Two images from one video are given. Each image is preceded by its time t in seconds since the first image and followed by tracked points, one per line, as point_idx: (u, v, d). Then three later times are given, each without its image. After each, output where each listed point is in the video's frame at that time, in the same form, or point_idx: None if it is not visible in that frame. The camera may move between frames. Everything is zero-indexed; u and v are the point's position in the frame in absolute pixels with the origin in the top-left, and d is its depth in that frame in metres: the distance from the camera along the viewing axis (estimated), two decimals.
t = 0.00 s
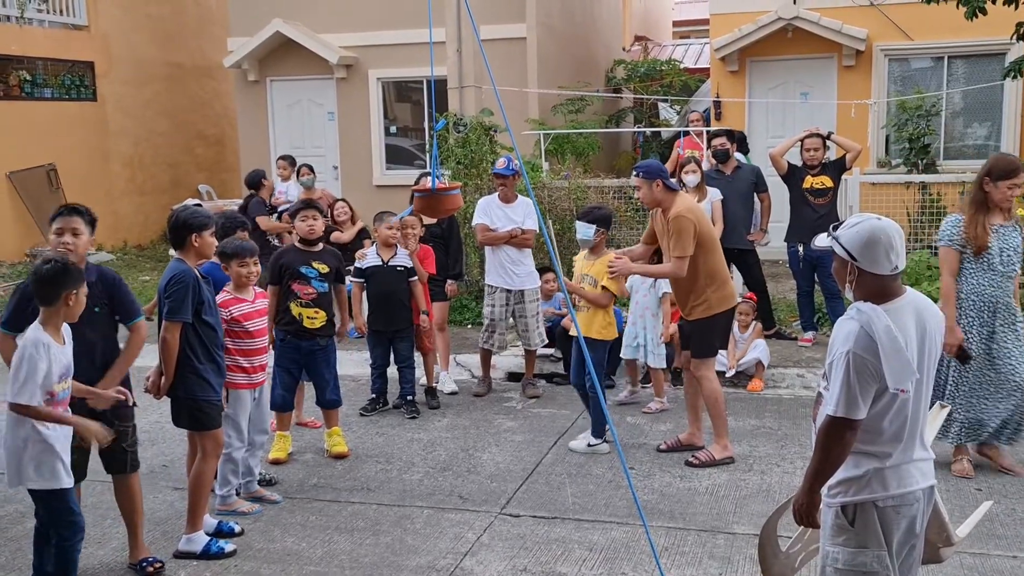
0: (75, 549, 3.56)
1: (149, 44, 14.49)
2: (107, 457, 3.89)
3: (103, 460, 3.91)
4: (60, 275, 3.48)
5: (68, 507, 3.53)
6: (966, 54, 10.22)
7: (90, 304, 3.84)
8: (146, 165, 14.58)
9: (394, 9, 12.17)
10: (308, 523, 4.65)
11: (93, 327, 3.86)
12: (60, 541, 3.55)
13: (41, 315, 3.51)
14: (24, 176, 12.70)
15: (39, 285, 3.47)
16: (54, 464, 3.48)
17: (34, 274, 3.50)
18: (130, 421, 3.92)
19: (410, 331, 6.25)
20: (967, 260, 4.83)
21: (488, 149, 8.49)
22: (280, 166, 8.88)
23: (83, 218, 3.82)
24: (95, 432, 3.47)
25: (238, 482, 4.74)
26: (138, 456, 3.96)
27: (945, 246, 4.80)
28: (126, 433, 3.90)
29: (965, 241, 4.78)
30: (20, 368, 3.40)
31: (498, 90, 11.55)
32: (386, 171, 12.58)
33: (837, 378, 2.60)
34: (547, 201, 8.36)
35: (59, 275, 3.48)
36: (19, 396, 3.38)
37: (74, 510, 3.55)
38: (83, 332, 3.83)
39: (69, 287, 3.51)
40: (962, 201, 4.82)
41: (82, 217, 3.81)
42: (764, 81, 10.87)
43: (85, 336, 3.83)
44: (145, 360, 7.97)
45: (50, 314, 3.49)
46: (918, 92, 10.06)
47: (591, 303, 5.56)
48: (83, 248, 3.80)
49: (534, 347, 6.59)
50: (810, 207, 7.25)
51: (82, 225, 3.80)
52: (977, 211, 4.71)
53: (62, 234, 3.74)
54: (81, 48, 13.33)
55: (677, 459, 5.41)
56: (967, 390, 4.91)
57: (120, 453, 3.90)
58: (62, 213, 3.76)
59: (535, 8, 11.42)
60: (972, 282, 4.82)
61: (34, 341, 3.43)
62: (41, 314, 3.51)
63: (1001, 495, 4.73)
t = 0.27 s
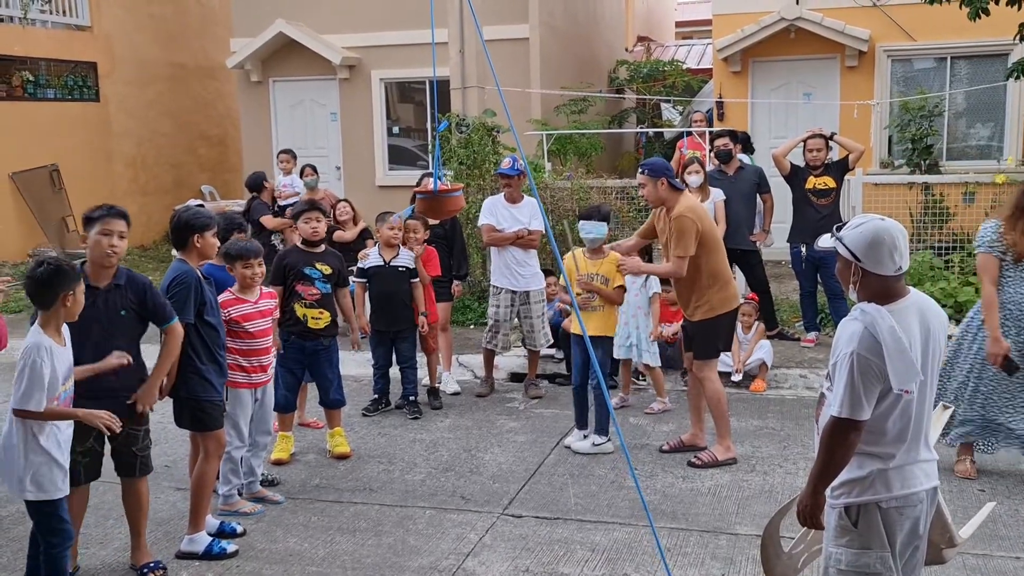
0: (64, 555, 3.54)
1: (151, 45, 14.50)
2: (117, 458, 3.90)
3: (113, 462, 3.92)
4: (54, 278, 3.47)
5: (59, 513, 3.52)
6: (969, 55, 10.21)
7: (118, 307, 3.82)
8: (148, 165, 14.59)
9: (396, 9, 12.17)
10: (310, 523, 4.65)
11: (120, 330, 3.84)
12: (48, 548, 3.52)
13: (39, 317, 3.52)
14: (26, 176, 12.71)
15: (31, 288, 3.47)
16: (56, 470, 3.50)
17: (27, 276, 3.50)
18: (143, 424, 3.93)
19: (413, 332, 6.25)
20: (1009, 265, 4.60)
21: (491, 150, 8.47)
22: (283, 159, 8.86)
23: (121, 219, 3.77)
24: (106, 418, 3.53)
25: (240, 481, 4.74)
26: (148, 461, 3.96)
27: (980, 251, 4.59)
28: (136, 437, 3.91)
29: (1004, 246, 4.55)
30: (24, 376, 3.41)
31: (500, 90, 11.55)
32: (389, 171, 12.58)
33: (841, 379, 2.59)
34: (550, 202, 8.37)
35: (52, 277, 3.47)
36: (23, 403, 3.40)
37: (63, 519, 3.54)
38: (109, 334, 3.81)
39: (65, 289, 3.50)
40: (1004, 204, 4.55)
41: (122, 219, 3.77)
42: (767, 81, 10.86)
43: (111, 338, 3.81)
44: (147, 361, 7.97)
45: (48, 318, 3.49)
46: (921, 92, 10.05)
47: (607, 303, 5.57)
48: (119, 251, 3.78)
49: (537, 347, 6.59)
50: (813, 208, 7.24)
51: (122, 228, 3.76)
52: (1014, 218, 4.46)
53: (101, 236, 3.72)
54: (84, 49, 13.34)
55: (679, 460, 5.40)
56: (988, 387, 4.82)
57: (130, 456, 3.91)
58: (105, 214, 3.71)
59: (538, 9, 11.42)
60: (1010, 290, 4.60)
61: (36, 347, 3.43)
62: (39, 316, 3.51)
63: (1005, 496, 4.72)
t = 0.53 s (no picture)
0: (62, 556, 3.53)
1: (152, 46, 14.51)
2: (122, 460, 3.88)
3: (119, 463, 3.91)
4: (47, 277, 3.48)
5: (58, 514, 3.52)
6: (970, 55, 10.20)
7: (133, 308, 3.84)
8: (150, 166, 14.59)
9: (397, 10, 12.17)
10: (311, 524, 4.65)
11: (136, 332, 3.86)
12: (45, 550, 3.52)
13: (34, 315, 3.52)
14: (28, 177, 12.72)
15: (25, 288, 3.47)
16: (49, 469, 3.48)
17: (19, 275, 3.49)
18: (151, 427, 3.91)
19: (414, 332, 6.25)
20: None
21: (491, 151, 8.46)
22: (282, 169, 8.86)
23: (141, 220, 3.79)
24: (91, 429, 3.53)
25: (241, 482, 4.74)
26: (154, 463, 3.94)
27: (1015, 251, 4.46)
28: (143, 440, 3.89)
29: None
30: (19, 375, 3.40)
31: (502, 91, 11.55)
32: (390, 172, 12.58)
33: (843, 380, 2.59)
34: (551, 203, 8.35)
35: (44, 277, 3.48)
36: (16, 401, 3.38)
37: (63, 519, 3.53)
38: (124, 333, 3.83)
39: (58, 287, 3.52)
40: None
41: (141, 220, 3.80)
42: (768, 82, 10.86)
43: (126, 339, 3.83)
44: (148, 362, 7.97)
45: (45, 316, 3.49)
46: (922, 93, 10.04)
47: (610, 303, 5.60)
48: (139, 252, 3.80)
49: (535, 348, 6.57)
50: (814, 209, 7.24)
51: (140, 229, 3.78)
52: None
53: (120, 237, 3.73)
54: (85, 50, 13.35)
55: (680, 461, 5.40)
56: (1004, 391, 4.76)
57: (136, 459, 3.89)
58: (126, 215, 3.74)
59: (539, 10, 11.41)
60: None
61: (34, 346, 3.43)
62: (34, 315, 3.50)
63: (1006, 497, 4.72)
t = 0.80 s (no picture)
0: (61, 555, 3.53)
1: (150, 45, 14.50)
2: (126, 459, 3.87)
3: (123, 462, 3.89)
4: (39, 277, 3.49)
5: (58, 511, 3.51)
6: (968, 55, 10.20)
7: (140, 308, 3.84)
8: (148, 166, 14.58)
9: (395, 10, 12.17)
10: (309, 523, 4.65)
11: (142, 331, 3.86)
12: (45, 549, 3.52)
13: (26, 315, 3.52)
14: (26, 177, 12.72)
15: (18, 289, 3.48)
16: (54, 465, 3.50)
17: (11, 276, 3.50)
18: (155, 427, 3.89)
19: (413, 331, 6.25)
20: None
21: (489, 150, 8.45)
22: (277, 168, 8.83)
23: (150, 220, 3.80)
24: (106, 404, 3.53)
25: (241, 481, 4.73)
26: (158, 462, 3.93)
27: None
28: (147, 440, 3.88)
29: None
30: (19, 376, 3.39)
31: (499, 91, 11.55)
32: (388, 172, 12.57)
33: (840, 379, 2.59)
34: (549, 202, 8.36)
35: (36, 277, 3.49)
36: (21, 401, 3.39)
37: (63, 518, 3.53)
38: (131, 333, 3.82)
39: (50, 287, 3.53)
40: None
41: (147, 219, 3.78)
42: (765, 81, 10.86)
43: (133, 338, 3.83)
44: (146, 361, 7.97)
45: (37, 316, 3.49)
46: (920, 92, 10.04)
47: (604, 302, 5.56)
48: (148, 250, 3.80)
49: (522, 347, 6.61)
50: (811, 207, 7.24)
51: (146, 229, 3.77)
52: None
53: (127, 237, 3.72)
54: (83, 49, 13.33)
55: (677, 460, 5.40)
56: None
57: (139, 458, 3.88)
58: (129, 214, 3.71)
59: (536, 9, 11.40)
60: None
61: (29, 346, 3.42)
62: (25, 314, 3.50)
63: (1004, 496, 4.72)
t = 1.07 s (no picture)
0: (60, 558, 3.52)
1: (152, 46, 14.51)
2: (129, 460, 3.89)
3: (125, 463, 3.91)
4: (41, 278, 3.49)
5: (61, 508, 3.52)
6: (969, 56, 10.20)
7: (144, 310, 3.83)
8: (149, 167, 14.59)
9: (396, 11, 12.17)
10: (309, 525, 4.65)
11: (145, 332, 3.84)
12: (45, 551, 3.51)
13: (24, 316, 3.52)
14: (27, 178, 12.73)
15: (18, 291, 3.48)
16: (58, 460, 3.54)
17: (12, 278, 3.51)
18: (158, 428, 3.92)
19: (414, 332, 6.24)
20: None
21: (490, 151, 8.45)
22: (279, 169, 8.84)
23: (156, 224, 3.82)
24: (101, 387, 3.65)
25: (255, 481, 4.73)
26: (161, 463, 3.95)
27: None
28: (151, 440, 3.90)
29: None
30: (28, 373, 3.41)
31: (500, 92, 11.55)
32: (389, 173, 12.58)
33: (841, 381, 2.59)
34: (550, 204, 8.38)
35: (37, 277, 3.49)
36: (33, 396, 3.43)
37: (63, 520, 3.53)
38: (136, 335, 3.80)
39: (51, 288, 3.53)
40: None
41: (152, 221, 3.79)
42: (767, 83, 10.86)
43: (139, 340, 3.81)
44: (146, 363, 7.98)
45: (32, 317, 3.49)
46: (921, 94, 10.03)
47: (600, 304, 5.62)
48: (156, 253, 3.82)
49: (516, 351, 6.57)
50: (812, 209, 7.23)
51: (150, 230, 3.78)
52: None
53: (133, 240, 3.73)
54: (85, 51, 13.34)
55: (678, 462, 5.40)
56: None
57: (143, 459, 3.90)
58: (139, 217, 3.72)
59: (537, 10, 11.41)
60: None
61: (34, 344, 3.43)
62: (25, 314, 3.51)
63: (1005, 498, 4.71)
